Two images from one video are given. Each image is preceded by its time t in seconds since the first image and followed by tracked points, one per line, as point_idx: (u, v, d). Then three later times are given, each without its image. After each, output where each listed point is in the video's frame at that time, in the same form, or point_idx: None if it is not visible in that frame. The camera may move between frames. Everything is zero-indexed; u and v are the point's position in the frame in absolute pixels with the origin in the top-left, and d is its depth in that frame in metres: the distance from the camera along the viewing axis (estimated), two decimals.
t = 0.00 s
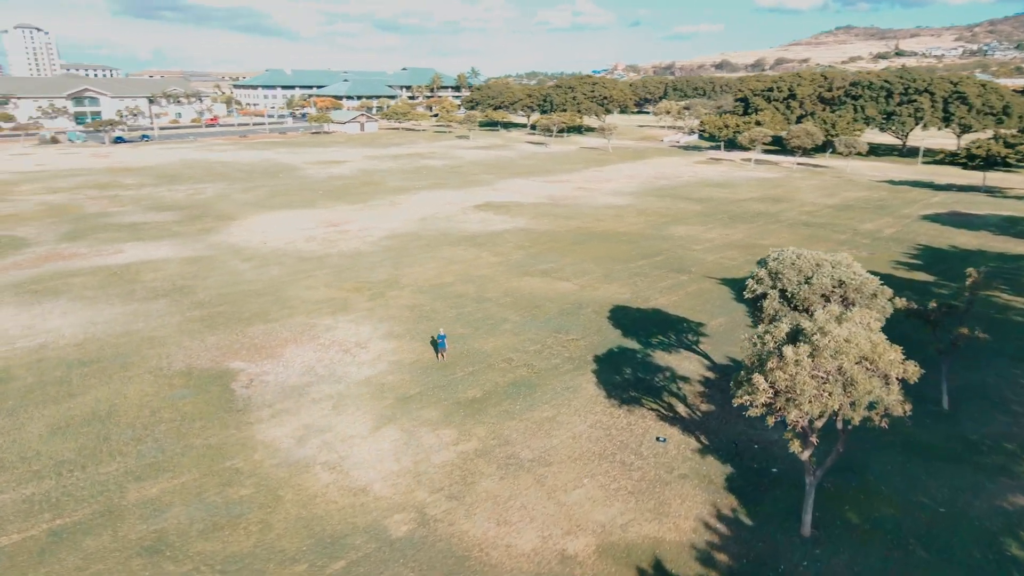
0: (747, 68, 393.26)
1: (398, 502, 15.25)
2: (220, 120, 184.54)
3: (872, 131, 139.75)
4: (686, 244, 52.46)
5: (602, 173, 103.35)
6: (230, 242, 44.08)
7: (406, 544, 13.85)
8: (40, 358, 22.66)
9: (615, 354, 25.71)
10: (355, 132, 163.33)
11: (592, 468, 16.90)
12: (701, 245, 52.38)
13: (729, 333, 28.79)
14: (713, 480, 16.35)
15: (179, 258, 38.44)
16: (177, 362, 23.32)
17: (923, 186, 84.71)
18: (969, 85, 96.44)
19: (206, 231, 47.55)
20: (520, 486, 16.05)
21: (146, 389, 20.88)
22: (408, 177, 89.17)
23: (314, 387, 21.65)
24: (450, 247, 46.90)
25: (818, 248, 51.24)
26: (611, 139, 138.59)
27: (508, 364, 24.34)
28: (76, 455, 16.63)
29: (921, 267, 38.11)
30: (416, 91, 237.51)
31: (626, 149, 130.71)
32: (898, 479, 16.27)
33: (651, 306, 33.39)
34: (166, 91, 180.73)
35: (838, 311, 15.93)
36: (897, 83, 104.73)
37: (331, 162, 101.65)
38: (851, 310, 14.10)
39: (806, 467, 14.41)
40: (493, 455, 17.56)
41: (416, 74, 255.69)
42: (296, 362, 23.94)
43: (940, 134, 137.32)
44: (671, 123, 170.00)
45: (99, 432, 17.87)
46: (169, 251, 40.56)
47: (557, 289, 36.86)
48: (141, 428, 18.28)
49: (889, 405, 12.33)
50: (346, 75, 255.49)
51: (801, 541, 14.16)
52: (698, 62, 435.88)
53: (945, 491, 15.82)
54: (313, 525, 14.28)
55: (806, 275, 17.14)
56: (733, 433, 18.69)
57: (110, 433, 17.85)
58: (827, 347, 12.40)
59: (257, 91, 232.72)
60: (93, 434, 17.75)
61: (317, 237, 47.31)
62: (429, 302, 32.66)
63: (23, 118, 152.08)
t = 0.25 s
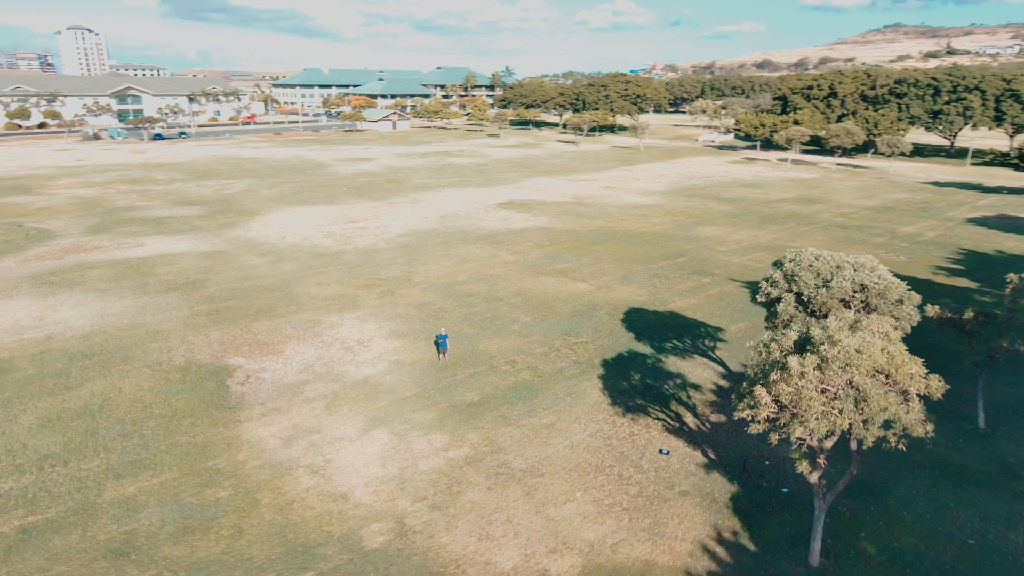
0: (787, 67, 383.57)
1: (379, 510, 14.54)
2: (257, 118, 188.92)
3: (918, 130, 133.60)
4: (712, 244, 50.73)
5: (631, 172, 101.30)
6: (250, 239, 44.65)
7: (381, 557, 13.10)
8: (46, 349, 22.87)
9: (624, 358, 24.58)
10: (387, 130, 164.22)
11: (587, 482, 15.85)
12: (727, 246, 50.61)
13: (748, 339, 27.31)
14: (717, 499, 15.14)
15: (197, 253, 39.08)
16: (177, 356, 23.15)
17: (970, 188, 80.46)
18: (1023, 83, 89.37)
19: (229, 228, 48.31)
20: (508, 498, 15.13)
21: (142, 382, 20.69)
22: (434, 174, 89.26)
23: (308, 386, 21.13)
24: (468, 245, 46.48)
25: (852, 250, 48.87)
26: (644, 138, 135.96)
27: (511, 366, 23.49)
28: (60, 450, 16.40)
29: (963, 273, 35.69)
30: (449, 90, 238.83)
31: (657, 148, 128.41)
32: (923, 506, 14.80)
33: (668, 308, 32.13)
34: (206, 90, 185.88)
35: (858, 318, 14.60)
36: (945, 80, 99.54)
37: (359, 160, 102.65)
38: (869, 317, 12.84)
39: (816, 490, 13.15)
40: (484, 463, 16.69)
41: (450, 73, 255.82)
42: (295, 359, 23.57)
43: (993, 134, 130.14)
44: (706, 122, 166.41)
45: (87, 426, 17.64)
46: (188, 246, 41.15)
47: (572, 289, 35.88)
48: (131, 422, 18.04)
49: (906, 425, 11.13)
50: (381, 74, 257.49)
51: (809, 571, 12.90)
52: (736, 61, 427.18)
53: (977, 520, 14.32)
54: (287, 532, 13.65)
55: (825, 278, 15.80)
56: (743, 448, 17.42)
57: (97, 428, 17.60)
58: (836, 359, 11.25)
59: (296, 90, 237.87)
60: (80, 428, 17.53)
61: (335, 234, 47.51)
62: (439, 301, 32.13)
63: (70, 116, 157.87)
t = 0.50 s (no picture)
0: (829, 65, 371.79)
1: (354, 519, 13.85)
2: (291, 116, 192.02)
3: (966, 131, 127.35)
4: (738, 246, 48.84)
5: (659, 171, 99.00)
6: (268, 235, 44.89)
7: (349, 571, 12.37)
8: (49, 341, 22.98)
9: (632, 363, 23.44)
10: (416, 128, 164.47)
11: (578, 496, 14.90)
12: (754, 247, 48.65)
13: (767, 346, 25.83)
14: (716, 521, 14.01)
15: (213, 249, 39.39)
16: (175, 351, 22.95)
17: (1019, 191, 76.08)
18: None
19: (249, 224, 48.72)
20: (491, 511, 14.27)
21: (136, 377, 20.49)
22: (458, 172, 88.92)
23: (301, 385, 20.60)
24: (484, 243, 45.82)
25: (888, 254, 46.40)
26: (675, 137, 132.98)
27: (512, 368, 22.62)
28: (44, 445, 16.20)
29: (1007, 280, 33.27)
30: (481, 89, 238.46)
31: (687, 146, 125.67)
32: (946, 537, 13.43)
33: (684, 311, 30.76)
34: (242, 89, 189.73)
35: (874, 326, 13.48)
36: (994, 77, 94.47)
37: (386, 157, 103.01)
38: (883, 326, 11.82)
39: (820, 517, 12.08)
40: (471, 472, 15.86)
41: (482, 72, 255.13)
42: (292, 357, 23.17)
43: None
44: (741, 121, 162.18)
45: (74, 421, 17.44)
46: (205, 241, 41.53)
47: (585, 289, 34.79)
48: (118, 418, 17.77)
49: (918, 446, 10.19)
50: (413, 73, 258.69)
51: None
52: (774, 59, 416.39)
53: (1006, 555, 12.92)
54: (256, 539, 13.06)
55: (840, 281, 14.69)
56: (749, 465, 16.24)
57: (83, 423, 17.37)
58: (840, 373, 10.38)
59: (330, 88, 241.16)
60: (67, 423, 17.32)
61: (352, 231, 47.45)
62: (447, 299, 31.50)
63: (112, 113, 162.68)
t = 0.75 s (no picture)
0: (868, 63, 360.28)
1: (325, 529, 13.18)
2: (321, 115, 194.27)
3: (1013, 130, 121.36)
4: (763, 246, 46.94)
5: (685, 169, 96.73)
6: (282, 231, 44.93)
7: None
8: (51, 334, 23.03)
9: (637, 369, 22.39)
10: (443, 126, 164.42)
11: (564, 512, 13.98)
12: (779, 249, 46.71)
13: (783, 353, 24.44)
14: (710, 545, 12.97)
15: (226, 244, 39.53)
16: (172, 347, 22.72)
17: None
18: None
19: (265, 220, 48.92)
20: (470, 525, 13.45)
21: (128, 373, 20.27)
22: (481, 170, 88.32)
23: (292, 385, 20.11)
24: (498, 242, 45.04)
25: (922, 258, 43.99)
26: (705, 136, 129.96)
27: (511, 372, 21.78)
28: (25, 441, 15.96)
29: None
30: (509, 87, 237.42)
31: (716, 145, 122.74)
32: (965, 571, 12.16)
33: (698, 314, 29.44)
34: (273, 87, 192.61)
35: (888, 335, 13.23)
36: None
37: (410, 155, 103.01)
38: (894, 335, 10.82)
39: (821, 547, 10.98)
40: (454, 481, 15.07)
41: (512, 70, 253.61)
42: (288, 355, 22.75)
43: None
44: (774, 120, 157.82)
45: (59, 416, 17.20)
46: (219, 236, 41.73)
47: (597, 290, 33.69)
48: (103, 414, 17.48)
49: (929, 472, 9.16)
50: (444, 71, 259.08)
51: None
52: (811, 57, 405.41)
53: None
54: (221, 547, 12.50)
55: (853, 286, 14.45)
56: (753, 483, 15.12)
57: (67, 419, 17.10)
58: (840, 389, 9.36)
59: (361, 87, 243.35)
60: (52, 418, 17.11)
61: (366, 229, 47.22)
62: (453, 299, 30.83)
63: (147, 111, 166.75)
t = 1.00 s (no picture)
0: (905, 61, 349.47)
1: (295, 539, 12.55)
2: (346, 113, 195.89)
3: None
4: (786, 246, 45.12)
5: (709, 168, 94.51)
6: (294, 227, 44.87)
7: None
8: (50, 327, 22.98)
9: (641, 374, 21.41)
10: (466, 125, 164.04)
11: (548, 528, 13.14)
12: (803, 250, 44.83)
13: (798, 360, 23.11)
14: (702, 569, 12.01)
15: (237, 240, 39.56)
16: (167, 343, 22.44)
17: None
18: None
19: (279, 216, 49.00)
20: (446, 540, 12.69)
21: (119, 369, 19.99)
22: (500, 169, 87.60)
23: (282, 384, 19.62)
24: (510, 240, 44.25)
25: (956, 262, 41.70)
26: (731, 136, 127.08)
27: (508, 375, 20.99)
28: (6, 437, 15.70)
29: None
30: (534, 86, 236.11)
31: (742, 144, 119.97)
32: None
33: (711, 316, 28.16)
34: (300, 86, 194.79)
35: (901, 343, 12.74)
36: None
37: (430, 153, 102.82)
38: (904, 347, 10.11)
39: None
40: (436, 491, 14.33)
41: (537, 70, 252.49)
42: (283, 353, 22.31)
43: None
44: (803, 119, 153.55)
45: (44, 412, 16.93)
46: (231, 233, 41.81)
47: (607, 290, 32.63)
48: (88, 411, 17.15)
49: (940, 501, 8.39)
50: (470, 71, 259.02)
51: None
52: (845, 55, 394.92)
53: None
54: (184, 555, 11.94)
55: (866, 289, 13.98)
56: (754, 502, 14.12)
57: (51, 415, 16.81)
58: (840, 405, 8.61)
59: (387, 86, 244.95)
60: (36, 414, 16.84)
61: (378, 226, 46.91)
62: (457, 298, 30.16)
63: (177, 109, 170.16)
